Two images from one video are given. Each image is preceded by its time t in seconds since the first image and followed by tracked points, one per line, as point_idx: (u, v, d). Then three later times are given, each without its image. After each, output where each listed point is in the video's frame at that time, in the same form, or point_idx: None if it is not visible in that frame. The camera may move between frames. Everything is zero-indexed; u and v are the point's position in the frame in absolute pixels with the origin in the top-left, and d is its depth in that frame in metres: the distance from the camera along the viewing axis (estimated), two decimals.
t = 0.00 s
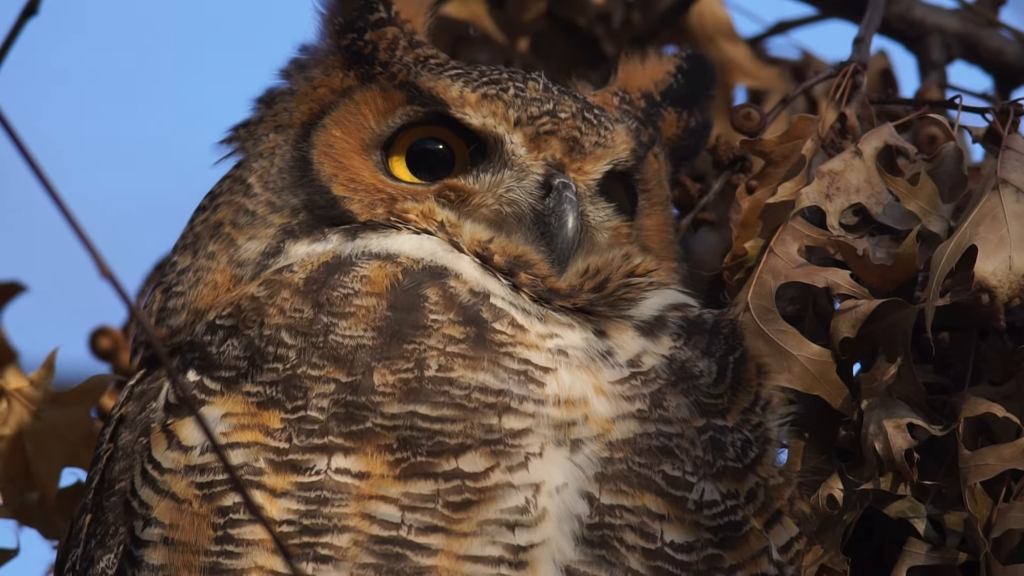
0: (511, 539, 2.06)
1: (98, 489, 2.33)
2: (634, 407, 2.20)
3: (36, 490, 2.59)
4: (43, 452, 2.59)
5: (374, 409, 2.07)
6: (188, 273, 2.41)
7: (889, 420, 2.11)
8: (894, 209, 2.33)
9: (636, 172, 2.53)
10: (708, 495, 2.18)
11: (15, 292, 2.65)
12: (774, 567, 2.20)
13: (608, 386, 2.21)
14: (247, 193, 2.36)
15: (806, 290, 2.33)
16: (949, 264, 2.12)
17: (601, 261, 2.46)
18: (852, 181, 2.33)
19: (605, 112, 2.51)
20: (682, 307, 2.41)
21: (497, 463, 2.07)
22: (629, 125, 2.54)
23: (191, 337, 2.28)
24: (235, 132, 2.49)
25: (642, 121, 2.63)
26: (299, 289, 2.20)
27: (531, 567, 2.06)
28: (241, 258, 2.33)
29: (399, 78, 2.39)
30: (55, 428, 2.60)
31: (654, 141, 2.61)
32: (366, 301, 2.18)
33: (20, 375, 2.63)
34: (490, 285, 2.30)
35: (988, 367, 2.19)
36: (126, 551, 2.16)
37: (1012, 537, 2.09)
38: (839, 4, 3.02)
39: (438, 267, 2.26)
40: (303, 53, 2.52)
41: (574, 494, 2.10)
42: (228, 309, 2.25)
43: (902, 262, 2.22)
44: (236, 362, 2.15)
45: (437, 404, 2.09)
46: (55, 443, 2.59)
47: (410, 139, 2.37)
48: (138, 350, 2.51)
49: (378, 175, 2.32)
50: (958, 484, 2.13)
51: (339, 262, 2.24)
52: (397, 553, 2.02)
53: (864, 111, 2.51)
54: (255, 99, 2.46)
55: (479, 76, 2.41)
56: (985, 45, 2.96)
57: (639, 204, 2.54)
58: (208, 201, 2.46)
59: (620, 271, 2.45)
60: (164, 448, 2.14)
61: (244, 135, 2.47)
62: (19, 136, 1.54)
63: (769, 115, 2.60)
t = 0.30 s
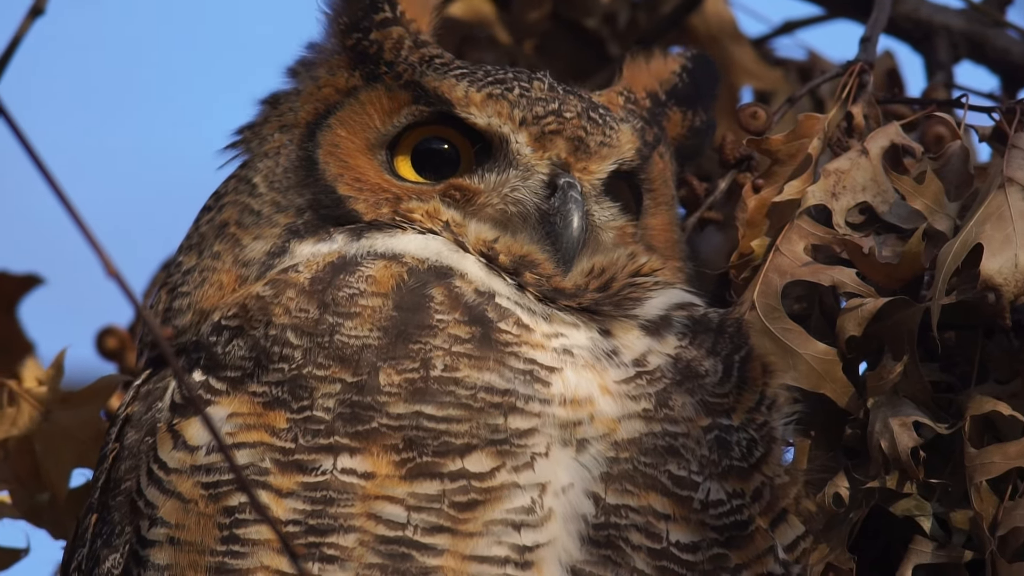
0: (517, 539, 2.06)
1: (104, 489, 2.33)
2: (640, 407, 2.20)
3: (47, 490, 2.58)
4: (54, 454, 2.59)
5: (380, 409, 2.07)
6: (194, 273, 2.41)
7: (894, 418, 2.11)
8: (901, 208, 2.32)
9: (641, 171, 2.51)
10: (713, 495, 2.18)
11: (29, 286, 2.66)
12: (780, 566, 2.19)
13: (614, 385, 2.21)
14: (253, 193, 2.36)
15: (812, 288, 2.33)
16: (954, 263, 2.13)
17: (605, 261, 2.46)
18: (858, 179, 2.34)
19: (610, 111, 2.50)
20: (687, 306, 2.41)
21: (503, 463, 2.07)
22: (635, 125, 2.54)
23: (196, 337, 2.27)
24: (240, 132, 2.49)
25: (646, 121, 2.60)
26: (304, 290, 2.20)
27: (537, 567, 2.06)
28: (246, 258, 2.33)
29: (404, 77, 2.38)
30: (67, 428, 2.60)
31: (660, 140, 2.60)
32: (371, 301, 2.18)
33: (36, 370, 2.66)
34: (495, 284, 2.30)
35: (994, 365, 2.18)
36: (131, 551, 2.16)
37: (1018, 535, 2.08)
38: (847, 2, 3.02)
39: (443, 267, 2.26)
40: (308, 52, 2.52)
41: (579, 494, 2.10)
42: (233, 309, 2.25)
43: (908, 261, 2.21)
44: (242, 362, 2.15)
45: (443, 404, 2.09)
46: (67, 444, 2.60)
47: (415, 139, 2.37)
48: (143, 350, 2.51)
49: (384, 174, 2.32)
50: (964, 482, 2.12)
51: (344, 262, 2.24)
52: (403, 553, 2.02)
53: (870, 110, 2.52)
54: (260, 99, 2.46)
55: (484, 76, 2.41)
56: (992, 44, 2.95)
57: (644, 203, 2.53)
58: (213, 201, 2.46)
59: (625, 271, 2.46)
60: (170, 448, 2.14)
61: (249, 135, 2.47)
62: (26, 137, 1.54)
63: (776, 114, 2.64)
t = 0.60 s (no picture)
0: (521, 539, 2.06)
1: (108, 489, 2.33)
2: (643, 406, 2.20)
3: (64, 485, 2.57)
4: (69, 447, 2.59)
5: (384, 409, 2.07)
6: (196, 273, 2.40)
7: (898, 416, 2.12)
8: (905, 205, 2.33)
9: (644, 171, 2.51)
10: (716, 494, 2.17)
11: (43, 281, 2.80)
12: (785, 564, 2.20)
13: (616, 384, 2.21)
14: (255, 192, 2.36)
15: (816, 285, 2.33)
16: (958, 259, 2.14)
17: (607, 260, 2.46)
18: (862, 176, 2.34)
19: (612, 110, 2.50)
20: (690, 305, 2.41)
21: (507, 463, 2.07)
22: (637, 124, 2.54)
23: (199, 337, 2.27)
24: (243, 131, 2.49)
25: (649, 120, 2.61)
26: (307, 290, 2.20)
27: (541, 567, 2.06)
28: (248, 258, 2.32)
29: (406, 77, 2.38)
30: (82, 422, 2.61)
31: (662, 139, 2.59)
32: (374, 301, 2.18)
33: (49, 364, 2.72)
34: (498, 284, 2.30)
35: (998, 363, 2.19)
36: (135, 552, 2.16)
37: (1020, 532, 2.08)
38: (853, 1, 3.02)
39: (445, 267, 2.26)
40: (311, 51, 2.52)
41: (583, 493, 2.10)
42: (237, 309, 2.24)
43: (911, 258, 2.21)
44: (245, 362, 2.15)
45: (447, 404, 2.09)
46: (82, 438, 2.60)
47: (417, 138, 2.37)
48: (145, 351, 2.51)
49: (386, 173, 2.32)
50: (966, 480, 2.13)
51: (346, 263, 2.24)
52: (407, 554, 2.02)
53: (876, 107, 2.53)
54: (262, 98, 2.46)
55: (487, 76, 2.41)
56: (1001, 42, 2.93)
57: (646, 202, 2.54)
58: (215, 201, 2.46)
59: (627, 270, 2.45)
60: (174, 448, 2.14)
61: (251, 135, 2.47)
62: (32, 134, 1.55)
63: (782, 111, 2.63)
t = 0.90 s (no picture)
0: (526, 539, 2.06)
1: (113, 488, 2.32)
2: (646, 405, 2.20)
3: (70, 482, 2.58)
4: (76, 445, 2.59)
5: (387, 409, 2.07)
6: (200, 272, 2.40)
7: (903, 409, 2.11)
8: (909, 198, 2.33)
9: (646, 169, 2.52)
10: (719, 492, 2.18)
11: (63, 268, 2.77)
12: (786, 561, 2.19)
13: (619, 383, 2.21)
14: (258, 191, 2.36)
15: (823, 279, 2.34)
16: (961, 253, 2.13)
17: (611, 258, 2.44)
18: (867, 168, 2.34)
19: (615, 108, 2.50)
20: (693, 302, 2.41)
21: (512, 462, 2.07)
22: (640, 122, 2.54)
23: (203, 336, 2.27)
24: (247, 129, 2.49)
25: (653, 118, 2.62)
26: (310, 290, 2.20)
27: (546, 567, 2.06)
28: (251, 256, 2.32)
29: (409, 74, 2.39)
30: (88, 419, 2.62)
31: (665, 137, 2.61)
32: (377, 301, 2.18)
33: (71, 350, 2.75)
34: (500, 283, 2.29)
35: (1004, 356, 2.20)
36: (139, 551, 2.16)
37: None
38: None
39: (448, 266, 2.26)
40: (315, 48, 2.52)
41: (588, 492, 2.11)
42: (240, 308, 2.24)
43: (915, 251, 2.22)
44: (249, 361, 2.15)
45: (451, 403, 2.09)
46: (87, 435, 2.61)
47: (421, 136, 2.36)
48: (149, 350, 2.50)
49: (389, 171, 2.32)
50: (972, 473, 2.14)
51: (349, 262, 2.23)
52: (412, 553, 2.03)
53: (882, 100, 2.53)
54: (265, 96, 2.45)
55: (489, 73, 2.41)
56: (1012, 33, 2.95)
57: (650, 201, 2.54)
58: (218, 200, 2.45)
59: (630, 268, 2.44)
60: (178, 448, 2.14)
61: (255, 133, 2.46)
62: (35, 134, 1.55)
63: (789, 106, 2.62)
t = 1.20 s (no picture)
0: (529, 538, 2.06)
1: (115, 488, 2.32)
2: (647, 405, 2.20)
3: (63, 486, 2.56)
4: (72, 450, 2.58)
5: (390, 409, 2.08)
6: (201, 273, 2.40)
7: (908, 408, 2.13)
8: (913, 198, 2.34)
9: (647, 169, 2.52)
10: (722, 492, 2.18)
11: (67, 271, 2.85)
12: (790, 560, 2.20)
13: (621, 383, 2.21)
14: (258, 192, 2.36)
15: (827, 278, 2.35)
16: (968, 252, 2.16)
17: (612, 258, 2.45)
18: (871, 168, 2.35)
19: (616, 109, 2.50)
20: (694, 302, 2.41)
21: (515, 462, 2.08)
22: (641, 123, 2.54)
23: (205, 337, 2.27)
24: (247, 130, 2.49)
25: (653, 119, 2.62)
26: (312, 291, 2.20)
27: (549, 567, 2.06)
28: (252, 257, 2.32)
29: (410, 75, 2.39)
30: (85, 423, 2.60)
31: (665, 138, 2.61)
32: (379, 301, 2.18)
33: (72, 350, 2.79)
34: (502, 283, 2.29)
35: (1008, 357, 2.21)
36: (142, 551, 2.15)
37: None
38: None
39: (449, 266, 2.26)
40: (315, 50, 2.52)
41: (591, 492, 2.11)
42: (242, 309, 2.24)
43: (919, 251, 2.24)
44: (251, 362, 2.15)
45: (454, 404, 2.09)
46: (84, 440, 2.59)
47: (422, 136, 2.36)
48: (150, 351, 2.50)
49: (390, 172, 2.32)
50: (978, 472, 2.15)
51: (351, 262, 2.23)
52: (415, 554, 2.03)
53: (887, 101, 2.53)
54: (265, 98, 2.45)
55: (491, 74, 2.41)
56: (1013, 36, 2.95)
57: (650, 201, 2.54)
58: (218, 201, 2.45)
59: (631, 268, 2.45)
60: (180, 448, 2.14)
61: (256, 133, 2.46)
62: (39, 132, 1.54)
63: (792, 106, 2.64)
